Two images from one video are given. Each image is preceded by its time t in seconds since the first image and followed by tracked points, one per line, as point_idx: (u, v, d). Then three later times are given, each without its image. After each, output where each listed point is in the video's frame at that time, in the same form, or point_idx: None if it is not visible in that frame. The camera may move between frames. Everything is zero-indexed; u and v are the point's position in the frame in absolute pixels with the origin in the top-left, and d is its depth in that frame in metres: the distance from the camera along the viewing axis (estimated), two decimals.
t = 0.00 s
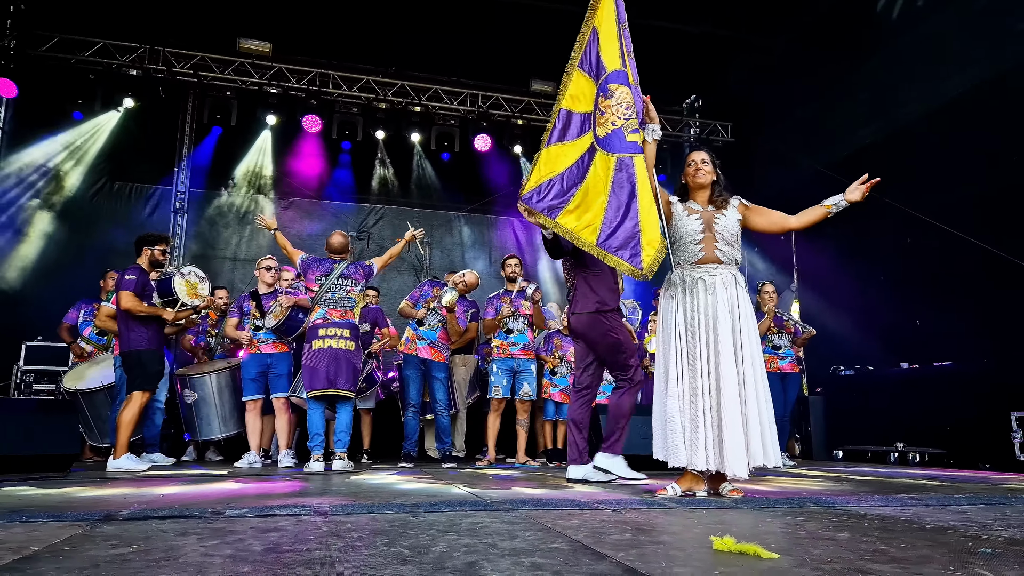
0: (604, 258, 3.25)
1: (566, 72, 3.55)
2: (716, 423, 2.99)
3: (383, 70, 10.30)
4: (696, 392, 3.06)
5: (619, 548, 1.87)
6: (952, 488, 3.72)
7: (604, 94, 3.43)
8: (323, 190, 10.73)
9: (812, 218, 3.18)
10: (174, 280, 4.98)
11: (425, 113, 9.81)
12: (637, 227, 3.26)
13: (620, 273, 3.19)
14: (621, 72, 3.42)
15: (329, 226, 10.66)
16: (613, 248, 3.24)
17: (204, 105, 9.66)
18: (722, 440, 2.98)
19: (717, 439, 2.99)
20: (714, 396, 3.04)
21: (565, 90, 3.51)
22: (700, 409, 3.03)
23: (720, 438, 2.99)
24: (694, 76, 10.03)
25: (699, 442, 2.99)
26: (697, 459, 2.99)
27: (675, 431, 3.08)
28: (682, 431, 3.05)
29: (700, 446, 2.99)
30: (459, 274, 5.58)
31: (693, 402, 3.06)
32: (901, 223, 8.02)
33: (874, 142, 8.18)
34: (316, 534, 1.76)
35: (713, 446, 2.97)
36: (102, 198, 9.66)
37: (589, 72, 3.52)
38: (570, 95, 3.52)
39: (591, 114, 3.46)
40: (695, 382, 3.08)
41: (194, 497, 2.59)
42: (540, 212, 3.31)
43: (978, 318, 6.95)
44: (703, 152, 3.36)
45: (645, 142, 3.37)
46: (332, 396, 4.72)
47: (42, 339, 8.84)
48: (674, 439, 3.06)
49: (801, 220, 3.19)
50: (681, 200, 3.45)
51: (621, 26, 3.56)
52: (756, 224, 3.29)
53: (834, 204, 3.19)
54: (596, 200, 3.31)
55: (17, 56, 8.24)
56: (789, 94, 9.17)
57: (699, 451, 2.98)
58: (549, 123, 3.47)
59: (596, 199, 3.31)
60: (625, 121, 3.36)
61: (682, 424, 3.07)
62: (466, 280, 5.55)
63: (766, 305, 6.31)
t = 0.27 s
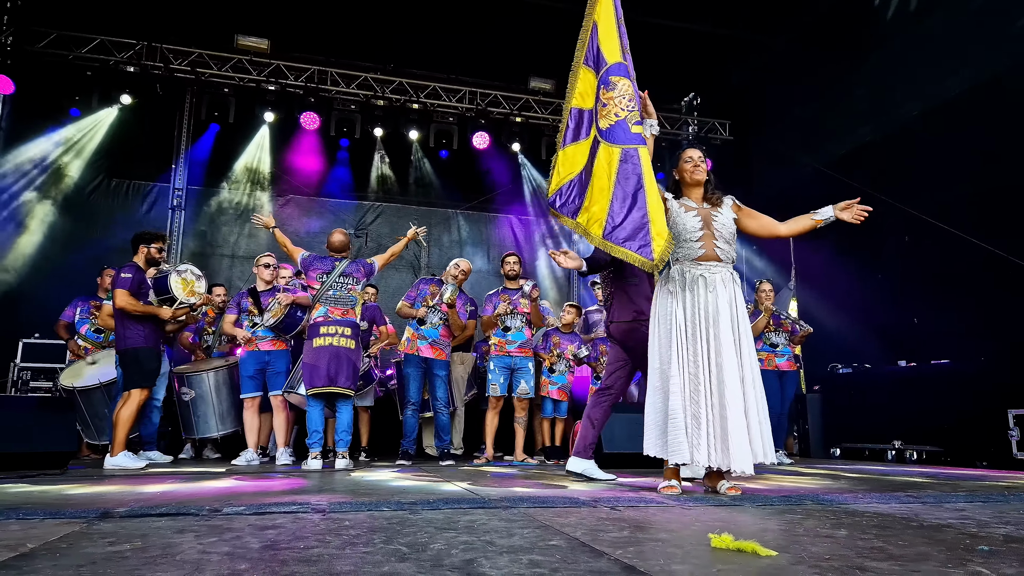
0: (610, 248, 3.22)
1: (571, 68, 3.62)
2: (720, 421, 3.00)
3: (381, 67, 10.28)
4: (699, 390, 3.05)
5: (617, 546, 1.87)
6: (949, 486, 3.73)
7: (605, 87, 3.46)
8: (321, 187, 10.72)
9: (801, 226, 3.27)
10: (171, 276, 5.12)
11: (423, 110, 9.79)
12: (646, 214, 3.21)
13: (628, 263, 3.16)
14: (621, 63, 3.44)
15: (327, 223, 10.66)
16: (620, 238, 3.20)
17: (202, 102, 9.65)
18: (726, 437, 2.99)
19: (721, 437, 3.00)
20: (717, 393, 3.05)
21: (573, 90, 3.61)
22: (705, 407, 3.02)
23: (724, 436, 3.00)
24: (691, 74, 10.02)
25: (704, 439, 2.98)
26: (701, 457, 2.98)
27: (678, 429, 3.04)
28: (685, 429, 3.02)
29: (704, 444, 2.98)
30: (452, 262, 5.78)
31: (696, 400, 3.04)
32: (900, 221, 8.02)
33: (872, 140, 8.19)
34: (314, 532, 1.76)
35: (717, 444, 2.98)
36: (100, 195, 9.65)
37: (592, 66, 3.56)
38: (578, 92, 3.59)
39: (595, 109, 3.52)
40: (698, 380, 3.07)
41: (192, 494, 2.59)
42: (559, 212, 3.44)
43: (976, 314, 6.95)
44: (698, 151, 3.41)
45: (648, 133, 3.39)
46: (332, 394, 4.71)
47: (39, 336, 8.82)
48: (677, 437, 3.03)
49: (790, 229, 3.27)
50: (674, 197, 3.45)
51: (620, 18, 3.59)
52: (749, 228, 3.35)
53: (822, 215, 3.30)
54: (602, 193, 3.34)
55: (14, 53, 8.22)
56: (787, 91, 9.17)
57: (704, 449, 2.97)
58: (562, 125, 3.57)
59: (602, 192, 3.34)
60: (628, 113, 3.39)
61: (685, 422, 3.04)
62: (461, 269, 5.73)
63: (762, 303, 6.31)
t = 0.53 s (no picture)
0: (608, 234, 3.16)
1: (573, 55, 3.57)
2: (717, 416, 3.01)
3: (379, 64, 10.26)
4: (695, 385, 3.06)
5: (615, 542, 1.87)
6: (947, 483, 3.74)
7: (610, 74, 3.42)
8: (319, 184, 10.71)
9: (783, 230, 3.31)
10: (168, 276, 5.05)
11: (421, 107, 9.78)
12: (647, 204, 3.19)
13: (626, 251, 3.12)
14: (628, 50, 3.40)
15: (325, 220, 10.65)
16: (619, 226, 3.16)
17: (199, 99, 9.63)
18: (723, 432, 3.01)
19: (719, 431, 3.01)
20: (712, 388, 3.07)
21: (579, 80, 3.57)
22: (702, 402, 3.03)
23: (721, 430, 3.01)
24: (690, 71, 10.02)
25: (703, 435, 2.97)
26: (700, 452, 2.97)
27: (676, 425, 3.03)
28: (684, 425, 3.01)
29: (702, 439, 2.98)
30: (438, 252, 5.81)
31: (693, 396, 3.05)
32: (897, 219, 8.03)
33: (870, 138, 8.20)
34: (312, 528, 1.76)
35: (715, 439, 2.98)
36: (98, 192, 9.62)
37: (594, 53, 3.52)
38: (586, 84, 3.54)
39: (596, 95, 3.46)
40: (694, 375, 3.08)
41: (191, 491, 2.58)
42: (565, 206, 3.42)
43: (973, 311, 6.97)
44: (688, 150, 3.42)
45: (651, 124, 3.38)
46: (336, 390, 4.70)
47: (37, 333, 8.79)
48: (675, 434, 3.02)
49: (773, 232, 3.31)
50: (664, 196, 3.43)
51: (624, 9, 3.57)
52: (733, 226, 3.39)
53: (804, 222, 3.34)
54: (602, 179, 3.27)
55: (12, 49, 8.18)
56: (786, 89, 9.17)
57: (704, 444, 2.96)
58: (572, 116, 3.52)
59: (602, 178, 3.27)
60: (632, 102, 3.37)
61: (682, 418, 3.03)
62: (450, 259, 5.71)
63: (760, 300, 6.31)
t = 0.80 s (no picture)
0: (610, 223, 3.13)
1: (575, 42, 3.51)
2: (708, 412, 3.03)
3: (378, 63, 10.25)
4: (686, 382, 3.08)
5: (615, 540, 1.87)
6: (945, 480, 3.75)
7: (613, 63, 3.40)
8: (318, 182, 10.71)
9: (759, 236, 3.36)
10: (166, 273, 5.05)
11: (420, 106, 9.77)
12: (649, 196, 3.16)
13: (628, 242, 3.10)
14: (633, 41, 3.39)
15: (323, 218, 10.63)
16: (622, 216, 3.13)
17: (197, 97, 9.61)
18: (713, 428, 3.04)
19: (710, 428, 3.04)
20: (701, 385, 3.11)
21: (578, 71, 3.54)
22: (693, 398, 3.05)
23: (711, 427, 3.04)
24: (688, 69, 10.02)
25: (695, 431, 3.00)
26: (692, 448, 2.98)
27: (667, 423, 3.04)
28: (676, 422, 3.02)
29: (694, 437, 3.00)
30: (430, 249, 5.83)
31: (683, 393, 3.07)
32: (896, 217, 8.04)
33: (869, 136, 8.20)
34: (311, 526, 1.76)
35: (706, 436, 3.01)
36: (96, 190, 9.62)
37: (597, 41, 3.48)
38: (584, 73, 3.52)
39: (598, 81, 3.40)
40: (684, 372, 3.10)
41: (190, 490, 2.58)
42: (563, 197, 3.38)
43: (971, 309, 6.98)
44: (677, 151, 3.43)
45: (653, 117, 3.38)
46: (337, 388, 4.71)
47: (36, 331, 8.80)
48: (666, 432, 3.02)
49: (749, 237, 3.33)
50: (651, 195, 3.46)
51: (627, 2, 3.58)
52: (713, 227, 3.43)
53: (781, 228, 3.34)
54: (605, 167, 3.21)
55: (10, 48, 8.16)
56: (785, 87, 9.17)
57: (696, 440, 2.98)
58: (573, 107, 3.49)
59: (605, 166, 3.22)
60: (636, 94, 3.36)
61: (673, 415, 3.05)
62: (443, 256, 5.75)
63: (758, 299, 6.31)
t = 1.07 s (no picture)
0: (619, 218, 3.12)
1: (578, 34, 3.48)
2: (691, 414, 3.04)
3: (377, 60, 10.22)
4: (670, 382, 3.09)
5: (613, 537, 1.87)
6: (943, 478, 3.76)
7: (619, 55, 3.39)
8: (316, 180, 10.69)
9: (740, 241, 3.24)
10: (163, 271, 5.09)
11: (419, 103, 9.76)
12: (655, 192, 3.18)
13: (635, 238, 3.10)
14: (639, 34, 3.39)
15: (321, 216, 10.61)
16: (630, 211, 3.12)
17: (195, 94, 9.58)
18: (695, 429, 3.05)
19: (691, 429, 3.04)
20: (686, 386, 3.11)
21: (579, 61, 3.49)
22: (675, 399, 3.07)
23: (693, 428, 3.05)
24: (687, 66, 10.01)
25: (674, 432, 3.02)
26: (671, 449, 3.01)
27: (649, 422, 3.06)
28: (658, 422, 3.04)
29: (675, 437, 3.02)
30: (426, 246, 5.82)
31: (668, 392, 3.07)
32: (894, 215, 8.05)
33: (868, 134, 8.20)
34: (310, 524, 1.76)
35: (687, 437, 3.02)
36: (94, 187, 9.61)
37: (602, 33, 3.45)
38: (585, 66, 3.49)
39: (604, 72, 3.37)
40: (669, 372, 3.11)
41: (188, 488, 2.58)
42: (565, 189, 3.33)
43: (969, 307, 6.99)
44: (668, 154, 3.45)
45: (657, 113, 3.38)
46: (334, 386, 4.70)
47: (33, 329, 8.79)
48: (648, 430, 3.05)
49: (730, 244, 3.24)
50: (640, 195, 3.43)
51: None
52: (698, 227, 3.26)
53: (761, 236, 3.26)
54: (613, 161, 3.20)
55: (8, 44, 8.13)
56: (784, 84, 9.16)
57: (675, 441, 3.01)
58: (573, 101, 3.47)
59: (613, 160, 3.20)
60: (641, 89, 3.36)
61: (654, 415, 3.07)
62: (439, 253, 5.74)
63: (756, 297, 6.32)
